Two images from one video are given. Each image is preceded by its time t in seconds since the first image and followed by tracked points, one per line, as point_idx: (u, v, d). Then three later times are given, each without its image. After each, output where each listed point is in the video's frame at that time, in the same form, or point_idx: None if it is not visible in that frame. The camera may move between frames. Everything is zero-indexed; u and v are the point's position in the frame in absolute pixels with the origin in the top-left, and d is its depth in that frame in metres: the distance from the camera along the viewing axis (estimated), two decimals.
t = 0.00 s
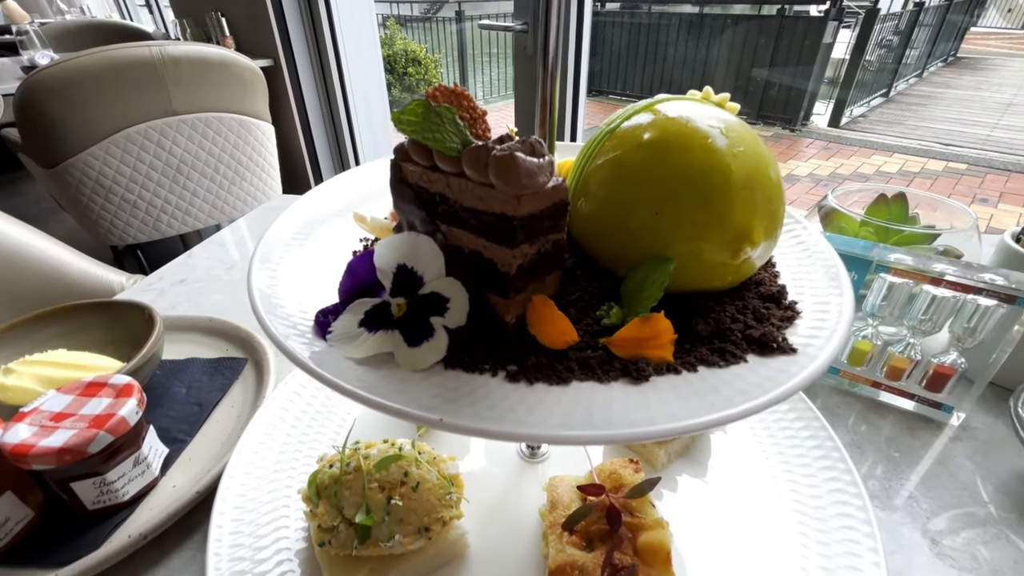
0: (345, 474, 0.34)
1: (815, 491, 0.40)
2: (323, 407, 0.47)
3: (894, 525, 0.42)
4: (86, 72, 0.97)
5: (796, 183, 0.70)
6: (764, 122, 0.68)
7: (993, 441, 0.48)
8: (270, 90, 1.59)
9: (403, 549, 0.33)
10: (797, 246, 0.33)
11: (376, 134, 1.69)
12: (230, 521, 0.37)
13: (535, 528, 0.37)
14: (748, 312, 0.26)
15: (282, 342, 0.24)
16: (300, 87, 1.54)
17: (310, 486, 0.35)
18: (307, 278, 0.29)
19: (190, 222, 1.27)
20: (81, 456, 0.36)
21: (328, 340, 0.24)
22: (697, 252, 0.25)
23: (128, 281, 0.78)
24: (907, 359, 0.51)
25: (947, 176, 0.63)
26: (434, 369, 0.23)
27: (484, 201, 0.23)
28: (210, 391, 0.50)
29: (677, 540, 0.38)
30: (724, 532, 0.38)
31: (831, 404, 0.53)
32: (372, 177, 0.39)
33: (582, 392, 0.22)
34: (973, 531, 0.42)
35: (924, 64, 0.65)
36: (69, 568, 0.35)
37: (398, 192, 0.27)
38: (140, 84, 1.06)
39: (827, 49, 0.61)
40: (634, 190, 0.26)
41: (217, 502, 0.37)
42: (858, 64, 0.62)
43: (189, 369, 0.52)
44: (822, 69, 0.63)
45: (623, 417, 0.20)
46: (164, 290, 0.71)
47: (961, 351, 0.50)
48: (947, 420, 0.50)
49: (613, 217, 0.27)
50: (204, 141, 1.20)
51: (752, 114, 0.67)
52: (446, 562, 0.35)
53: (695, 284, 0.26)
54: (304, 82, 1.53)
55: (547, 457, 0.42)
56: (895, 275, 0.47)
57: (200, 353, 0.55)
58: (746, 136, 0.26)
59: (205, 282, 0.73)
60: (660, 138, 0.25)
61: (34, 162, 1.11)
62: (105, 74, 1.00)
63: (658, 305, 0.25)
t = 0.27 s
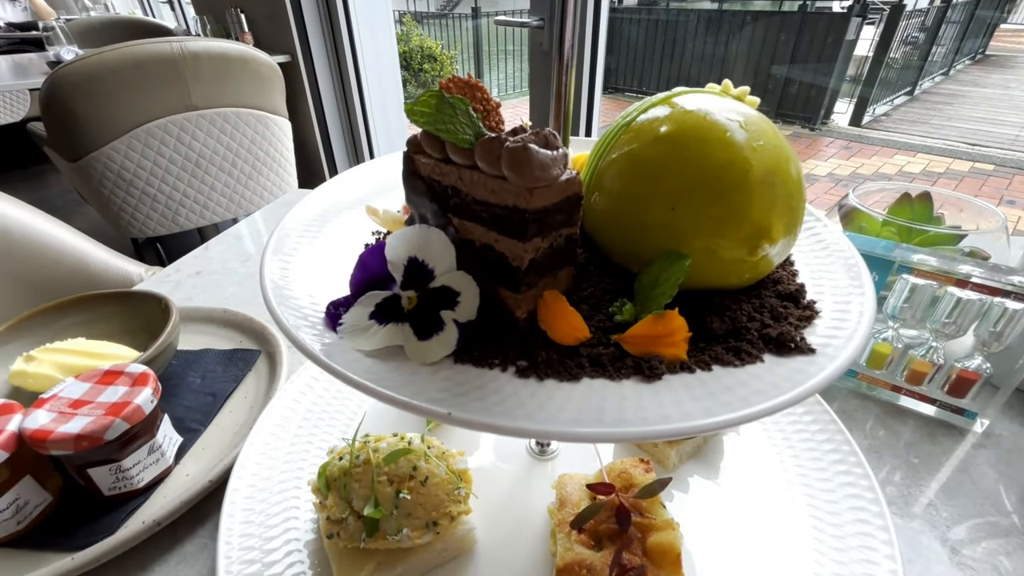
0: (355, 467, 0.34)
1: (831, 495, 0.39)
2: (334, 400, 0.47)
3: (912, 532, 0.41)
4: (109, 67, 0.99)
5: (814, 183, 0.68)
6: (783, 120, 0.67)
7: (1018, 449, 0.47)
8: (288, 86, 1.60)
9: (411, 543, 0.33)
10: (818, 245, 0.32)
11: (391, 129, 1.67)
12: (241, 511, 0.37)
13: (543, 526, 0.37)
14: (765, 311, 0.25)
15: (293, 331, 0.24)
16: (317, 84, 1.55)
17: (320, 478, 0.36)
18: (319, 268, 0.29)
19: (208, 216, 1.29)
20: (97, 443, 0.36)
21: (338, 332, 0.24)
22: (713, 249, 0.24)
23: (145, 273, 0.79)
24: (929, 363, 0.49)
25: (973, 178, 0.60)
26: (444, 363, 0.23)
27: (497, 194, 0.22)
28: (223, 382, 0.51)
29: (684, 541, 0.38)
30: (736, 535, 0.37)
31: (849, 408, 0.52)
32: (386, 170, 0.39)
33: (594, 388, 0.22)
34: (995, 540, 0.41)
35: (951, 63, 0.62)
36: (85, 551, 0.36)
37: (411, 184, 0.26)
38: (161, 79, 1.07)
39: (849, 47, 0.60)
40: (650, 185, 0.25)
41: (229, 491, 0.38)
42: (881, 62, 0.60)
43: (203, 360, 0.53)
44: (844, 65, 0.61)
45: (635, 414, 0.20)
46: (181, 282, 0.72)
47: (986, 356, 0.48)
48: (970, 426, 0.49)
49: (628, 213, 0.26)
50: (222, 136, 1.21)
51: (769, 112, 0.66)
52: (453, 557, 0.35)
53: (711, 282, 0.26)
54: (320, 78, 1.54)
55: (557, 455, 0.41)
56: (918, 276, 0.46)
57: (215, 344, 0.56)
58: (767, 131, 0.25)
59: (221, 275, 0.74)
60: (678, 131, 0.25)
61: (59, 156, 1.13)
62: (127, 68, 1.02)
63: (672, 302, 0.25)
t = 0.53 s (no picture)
0: (351, 466, 0.35)
1: (828, 506, 0.39)
2: (335, 399, 0.47)
3: (911, 546, 0.41)
4: (131, 65, 1.01)
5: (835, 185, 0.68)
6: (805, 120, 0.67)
7: None
8: (305, 85, 1.63)
9: (403, 543, 0.34)
10: (816, 256, 0.32)
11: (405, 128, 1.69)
12: (241, 506, 0.38)
13: (535, 529, 0.37)
14: (754, 322, 0.25)
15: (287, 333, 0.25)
16: (333, 83, 1.56)
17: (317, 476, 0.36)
18: (317, 272, 0.29)
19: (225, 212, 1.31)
20: (105, 436, 0.37)
21: (331, 335, 0.24)
22: (701, 260, 0.25)
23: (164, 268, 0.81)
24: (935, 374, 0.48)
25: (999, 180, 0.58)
26: (432, 369, 0.23)
27: (486, 203, 0.23)
28: (230, 378, 0.52)
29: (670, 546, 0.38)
30: (730, 544, 0.37)
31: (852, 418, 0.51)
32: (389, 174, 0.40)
33: (577, 397, 0.22)
34: (996, 556, 0.40)
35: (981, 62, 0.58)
36: (91, 540, 0.37)
37: (405, 191, 0.27)
38: (180, 77, 1.09)
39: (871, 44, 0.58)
40: (641, 194, 0.25)
41: (231, 486, 0.39)
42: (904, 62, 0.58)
43: (212, 356, 0.54)
44: (867, 64, 0.59)
45: (615, 425, 0.20)
46: (193, 278, 0.74)
47: (994, 368, 0.47)
48: (976, 440, 0.48)
49: (620, 221, 0.26)
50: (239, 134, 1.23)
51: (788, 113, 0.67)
52: (446, 558, 0.35)
53: (701, 292, 0.26)
54: (337, 77, 1.55)
55: (553, 459, 0.42)
56: (925, 287, 0.45)
57: (223, 340, 0.57)
58: (760, 143, 0.25)
59: (232, 272, 0.75)
60: (670, 141, 0.25)
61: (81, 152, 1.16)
62: (149, 67, 1.04)
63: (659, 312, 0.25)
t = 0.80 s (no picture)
0: (327, 461, 0.35)
1: (805, 513, 0.38)
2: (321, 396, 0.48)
3: (890, 555, 0.40)
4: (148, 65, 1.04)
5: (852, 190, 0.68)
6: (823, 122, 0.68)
7: (1013, 476, 0.46)
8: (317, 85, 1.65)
9: (376, 537, 0.34)
10: (786, 263, 0.32)
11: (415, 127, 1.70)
12: (223, 498, 0.39)
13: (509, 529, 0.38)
14: (712, 328, 0.25)
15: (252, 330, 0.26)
16: (345, 83, 1.58)
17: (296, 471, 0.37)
18: (289, 271, 0.30)
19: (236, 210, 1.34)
20: (93, 426, 0.39)
21: (293, 333, 0.25)
22: (658, 264, 0.25)
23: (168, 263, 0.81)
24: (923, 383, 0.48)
25: None
26: (389, 368, 0.24)
27: (442, 206, 0.23)
28: (222, 373, 0.53)
29: (636, 547, 0.38)
30: (703, 548, 0.37)
31: (839, 426, 0.51)
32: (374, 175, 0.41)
33: (526, 399, 0.22)
34: (977, 568, 0.40)
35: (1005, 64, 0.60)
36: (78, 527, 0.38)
37: (373, 193, 0.28)
38: (195, 76, 1.11)
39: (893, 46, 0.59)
40: (601, 198, 0.26)
41: (214, 478, 0.40)
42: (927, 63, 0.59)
43: (206, 351, 0.55)
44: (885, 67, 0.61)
45: (558, 427, 0.20)
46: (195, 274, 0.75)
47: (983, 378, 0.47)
48: (965, 451, 0.47)
49: (582, 224, 0.27)
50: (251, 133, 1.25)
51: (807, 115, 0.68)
52: (419, 553, 0.36)
53: (660, 296, 0.26)
54: (348, 76, 1.57)
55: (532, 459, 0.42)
56: (912, 293, 0.45)
57: (218, 336, 0.58)
58: (723, 149, 0.26)
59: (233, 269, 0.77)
60: (632, 146, 0.25)
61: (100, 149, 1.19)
62: (165, 66, 1.06)
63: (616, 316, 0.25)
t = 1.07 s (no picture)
0: (318, 453, 0.36)
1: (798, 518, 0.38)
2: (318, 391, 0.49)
3: (885, 563, 0.40)
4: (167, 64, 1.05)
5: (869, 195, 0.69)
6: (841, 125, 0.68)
7: (1015, 485, 0.45)
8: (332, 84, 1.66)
9: (363, 530, 0.35)
10: (775, 262, 0.31)
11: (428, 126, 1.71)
12: (217, 487, 0.40)
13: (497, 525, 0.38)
14: (692, 327, 0.25)
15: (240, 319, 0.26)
16: (359, 83, 1.59)
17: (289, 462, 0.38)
18: (280, 262, 0.31)
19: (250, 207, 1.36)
20: (94, 414, 0.40)
21: (278, 324, 0.25)
22: (639, 262, 0.25)
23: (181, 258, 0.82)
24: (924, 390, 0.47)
25: None
26: (370, 360, 0.24)
27: (423, 201, 0.24)
28: (224, 365, 0.54)
29: (625, 547, 0.38)
30: (693, 550, 0.37)
31: (838, 431, 0.50)
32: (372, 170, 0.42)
33: (502, 392, 0.22)
34: None
35: None
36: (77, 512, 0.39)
37: (362, 189, 0.28)
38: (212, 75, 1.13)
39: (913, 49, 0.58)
40: (584, 194, 0.26)
41: (209, 468, 0.40)
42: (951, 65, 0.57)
43: (209, 344, 0.56)
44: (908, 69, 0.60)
45: (529, 420, 0.21)
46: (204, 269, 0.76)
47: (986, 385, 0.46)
48: (967, 459, 0.46)
49: (566, 221, 0.27)
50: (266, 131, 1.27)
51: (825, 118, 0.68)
52: (407, 547, 0.36)
53: (642, 293, 0.26)
54: (362, 75, 1.58)
55: (526, 456, 0.42)
56: (913, 298, 0.44)
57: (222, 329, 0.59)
58: (707, 148, 0.26)
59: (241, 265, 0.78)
60: (616, 144, 0.25)
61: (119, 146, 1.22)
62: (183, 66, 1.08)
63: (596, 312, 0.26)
